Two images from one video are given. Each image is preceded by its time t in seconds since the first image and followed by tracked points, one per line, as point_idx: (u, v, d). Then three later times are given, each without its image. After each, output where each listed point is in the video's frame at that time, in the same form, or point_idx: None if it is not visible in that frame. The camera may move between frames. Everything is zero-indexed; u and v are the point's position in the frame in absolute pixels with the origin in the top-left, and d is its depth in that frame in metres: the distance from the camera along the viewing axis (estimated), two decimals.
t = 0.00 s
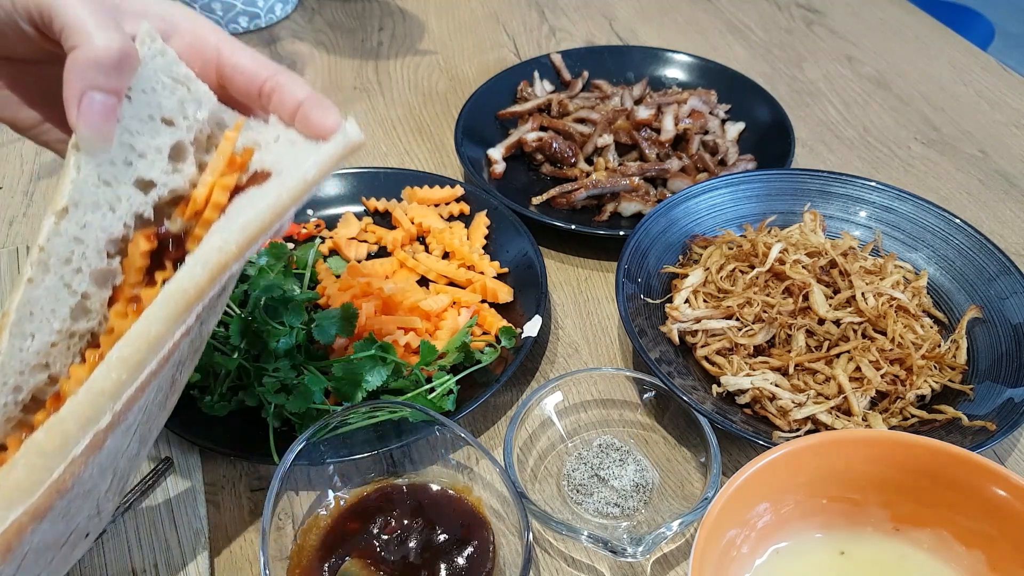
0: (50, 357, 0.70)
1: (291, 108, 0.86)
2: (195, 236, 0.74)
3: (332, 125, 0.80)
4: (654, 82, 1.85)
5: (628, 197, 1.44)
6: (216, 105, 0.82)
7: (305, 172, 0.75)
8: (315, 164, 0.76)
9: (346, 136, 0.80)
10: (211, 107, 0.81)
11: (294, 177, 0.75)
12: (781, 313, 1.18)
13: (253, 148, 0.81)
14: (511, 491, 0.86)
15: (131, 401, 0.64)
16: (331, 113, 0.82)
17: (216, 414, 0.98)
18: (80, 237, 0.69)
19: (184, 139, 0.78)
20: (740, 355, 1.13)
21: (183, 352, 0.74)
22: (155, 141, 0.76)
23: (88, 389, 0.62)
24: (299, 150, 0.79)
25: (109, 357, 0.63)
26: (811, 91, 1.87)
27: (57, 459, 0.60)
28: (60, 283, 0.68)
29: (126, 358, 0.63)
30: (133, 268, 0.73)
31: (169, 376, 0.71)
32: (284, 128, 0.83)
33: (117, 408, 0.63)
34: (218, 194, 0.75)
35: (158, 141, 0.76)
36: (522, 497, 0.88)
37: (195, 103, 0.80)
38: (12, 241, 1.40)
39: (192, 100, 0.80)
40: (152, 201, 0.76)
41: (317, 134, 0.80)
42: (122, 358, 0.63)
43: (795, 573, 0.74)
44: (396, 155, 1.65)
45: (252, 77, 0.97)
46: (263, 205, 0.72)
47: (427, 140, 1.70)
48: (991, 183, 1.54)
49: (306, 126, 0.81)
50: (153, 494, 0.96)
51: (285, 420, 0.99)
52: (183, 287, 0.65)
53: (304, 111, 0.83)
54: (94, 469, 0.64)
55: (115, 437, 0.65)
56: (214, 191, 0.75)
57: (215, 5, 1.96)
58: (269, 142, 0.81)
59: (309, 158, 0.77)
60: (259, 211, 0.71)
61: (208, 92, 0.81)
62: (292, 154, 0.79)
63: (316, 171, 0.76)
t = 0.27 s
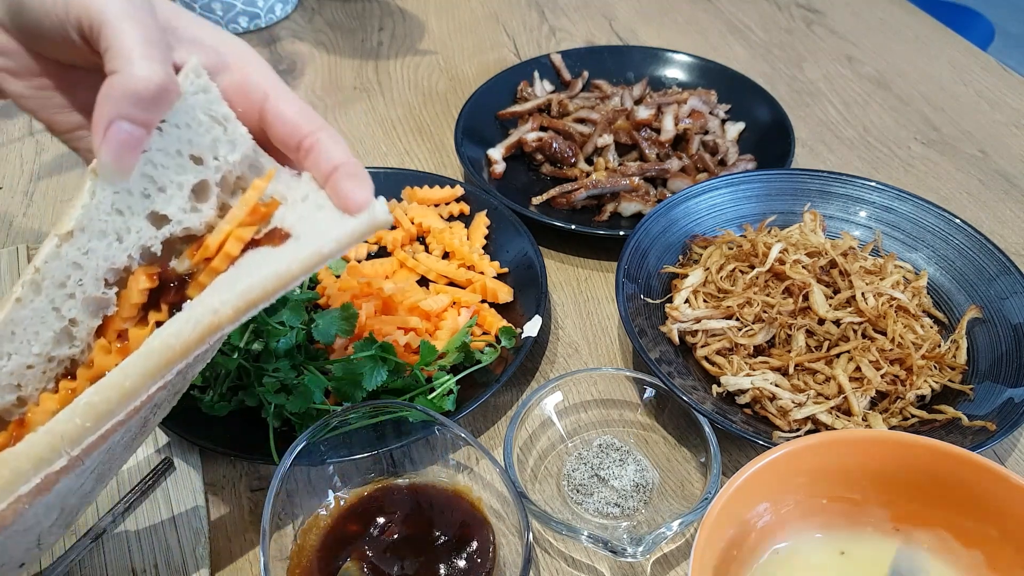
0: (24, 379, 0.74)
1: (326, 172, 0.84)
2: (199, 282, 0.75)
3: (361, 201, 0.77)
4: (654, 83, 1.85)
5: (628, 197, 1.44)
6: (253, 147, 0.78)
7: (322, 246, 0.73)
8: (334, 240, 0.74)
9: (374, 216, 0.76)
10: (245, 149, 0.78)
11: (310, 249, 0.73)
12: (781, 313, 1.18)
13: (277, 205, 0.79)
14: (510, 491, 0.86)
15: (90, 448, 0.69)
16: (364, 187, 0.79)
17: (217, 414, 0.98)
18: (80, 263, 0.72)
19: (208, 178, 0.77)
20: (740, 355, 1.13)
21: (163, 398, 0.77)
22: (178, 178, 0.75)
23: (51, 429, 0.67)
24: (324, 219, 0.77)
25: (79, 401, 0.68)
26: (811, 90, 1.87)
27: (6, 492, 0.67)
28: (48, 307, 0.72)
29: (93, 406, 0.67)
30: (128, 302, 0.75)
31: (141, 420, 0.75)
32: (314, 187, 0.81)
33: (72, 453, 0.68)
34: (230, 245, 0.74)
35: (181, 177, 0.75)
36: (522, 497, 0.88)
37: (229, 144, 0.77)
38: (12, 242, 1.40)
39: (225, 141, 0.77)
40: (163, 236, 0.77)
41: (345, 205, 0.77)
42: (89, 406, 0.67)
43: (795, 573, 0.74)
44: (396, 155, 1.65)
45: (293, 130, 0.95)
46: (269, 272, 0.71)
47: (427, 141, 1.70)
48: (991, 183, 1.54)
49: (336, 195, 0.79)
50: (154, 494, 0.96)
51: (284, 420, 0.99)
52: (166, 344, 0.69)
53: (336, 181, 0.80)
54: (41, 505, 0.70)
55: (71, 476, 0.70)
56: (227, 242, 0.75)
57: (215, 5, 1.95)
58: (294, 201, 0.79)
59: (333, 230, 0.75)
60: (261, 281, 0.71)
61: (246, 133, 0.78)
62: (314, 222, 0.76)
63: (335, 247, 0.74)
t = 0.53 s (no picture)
0: (45, 383, 0.74)
1: (394, 232, 0.84)
2: (243, 316, 0.75)
3: (428, 272, 0.77)
4: (654, 83, 1.85)
5: (628, 197, 1.44)
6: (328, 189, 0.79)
7: (378, 311, 0.74)
8: (395, 305, 0.75)
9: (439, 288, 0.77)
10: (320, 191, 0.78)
11: (366, 313, 0.74)
12: (781, 313, 1.18)
13: (340, 253, 0.79)
14: (510, 490, 0.85)
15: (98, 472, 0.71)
16: (432, 256, 0.79)
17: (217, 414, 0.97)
18: (130, 278, 0.72)
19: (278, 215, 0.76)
20: (740, 355, 1.13)
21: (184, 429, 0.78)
22: (247, 210, 0.74)
23: (66, 449, 0.69)
24: (387, 281, 0.77)
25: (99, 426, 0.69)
26: (811, 91, 1.87)
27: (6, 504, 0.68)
28: (86, 317, 0.72)
29: (112, 434, 0.69)
30: (168, 324, 0.74)
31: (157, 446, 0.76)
32: (378, 243, 0.82)
33: (80, 475, 0.69)
34: (287, 289, 0.75)
35: (254, 210, 0.75)
36: (522, 497, 0.88)
37: (306, 185, 0.77)
38: (12, 242, 1.40)
39: (303, 181, 0.76)
40: (217, 264, 0.76)
41: (412, 272, 0.77)
42: (109, 433, 0.69)
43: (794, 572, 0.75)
44: (396, 155, 1.65)
45: (370, 181, 0.90)
46: (319, 330, 0.72)
47: (427, 141, 1.70)
48: (991, 183, 1.54)
49: (405, 264, 0.79)
50: (153, 494, 0.96)
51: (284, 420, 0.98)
52: (202, 386, 0.70)
53: (405, 248, 0.80)
54: (33, 521, 0.72)
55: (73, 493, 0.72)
56: (284, 284, 0.76)
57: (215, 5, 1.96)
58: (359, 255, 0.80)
59: (392, 296, 0.76)
60: (310, 336, 0.72)
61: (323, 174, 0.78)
62: (375, 283, 0.77)
63: (390, 315, 0.75)
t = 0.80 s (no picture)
0: (67, 387, 0.74)
1: (441, 259, 0.84)
2: (278, 333, 0.75)
3: (474, 307, 0.76)
4: (654, 83, 1.85)
5: (628, 197, 1.44)
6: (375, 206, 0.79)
7: (420, 343, 0.74)
8: (434, 339, 0.74)
9: (485, 324, 0.76)
10: (368, 208, 0.78)
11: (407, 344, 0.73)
12: (781, 313, 1.18)
13: (382, 274, 0.80)
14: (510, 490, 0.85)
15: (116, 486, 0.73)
16: (480, 290, 0.78)
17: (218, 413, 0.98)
18: (163, 284, 0.72)
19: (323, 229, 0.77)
20: (740, 355, 1.13)
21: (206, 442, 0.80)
22: (292, 221, 0.74)
23: (87, 462, 0.71)
24: (432, 313, 0.77)
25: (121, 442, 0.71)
26: (811, 90, 1.87)
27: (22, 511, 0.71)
28: (115, 322, 0.72)
29: (132, 452, 0.71)
30: (199, 335, 0.74)
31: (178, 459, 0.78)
32: (424, 269, 0.82)
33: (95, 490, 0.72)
34: (326, 310, 0.76)
35: (299, 223, 0.75)
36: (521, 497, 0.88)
37: (354, 199, 0.77)
38: (11, 242, 1.41)
39: (351, 196, 0.77)
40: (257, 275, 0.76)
41: (459, 305, 0.77)
42: (128, 451, 0.71)
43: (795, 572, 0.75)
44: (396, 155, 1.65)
45: (420, 200, 0.91)
46: (357, 357, 0.72)
47: (427, 141, 1.70)
48: (990, 183, 1.54)
49: (452, 296, 0.78)
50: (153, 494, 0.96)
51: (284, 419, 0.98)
52: (230, 409, 0.71)
53: (453, 278, 0.80)
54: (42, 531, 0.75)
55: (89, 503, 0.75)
56: (324, 304, 0.76)
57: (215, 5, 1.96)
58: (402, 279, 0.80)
59: (436, 327, 0.75)
60: (349, 363, 0.72)
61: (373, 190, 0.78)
62: (419, 310, 0.77)
63: (433, 347, 0.74)
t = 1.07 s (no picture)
0: (118, 384, 0.70)
1: (502, 244, 0.83)
2: (337, 325, 0.74)
3: (542, 290, 0.75)
4: (654, 82, 1.84)
5: (629, 197, 1.44)
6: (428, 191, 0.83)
7: (488, 329, 0.72)
8: (503, 323, 0.72)
9: (552, 309, 0.74)
10: (422, 194, 0.82)
11: (475, 331, 0.71)
12: (781, 313, 1.18)
13: (438, 262, 0.81)
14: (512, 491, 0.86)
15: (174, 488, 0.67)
16: (544, 275, 0.77)
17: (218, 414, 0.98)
18: (220, 272, 0.70)
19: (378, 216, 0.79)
20: (741, 355, 1.13)
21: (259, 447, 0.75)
22: (349, 207, 0.76)
23: (142, 461, 0.65)
24: (497, 299, 0.76)
25: (185, 436, 0.65)
26: (811, 90, 1.86)
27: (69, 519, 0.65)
28: (172, 312, 0.69)
29: (197, 447, 0.65)
30: (256, 328, 0.73)
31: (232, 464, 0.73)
32: (483, 257, 0.83)
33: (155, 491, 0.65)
34: (385, 297, 0.75)
35: (356, 209, 0.77)
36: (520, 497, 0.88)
37: (408, 185, 0.81)
38: (10, 242, 1.41)
39: (407, 181, 0.80)
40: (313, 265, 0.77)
41: (526, 292, 0.75)
42: (195, 446, 0.65)
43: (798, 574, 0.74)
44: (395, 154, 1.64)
45: (475, 189, 0.92)
46: (426, 345, 0.70)
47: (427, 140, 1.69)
48: (991, 183, 1.54)
49: (515, 279, 0.77)
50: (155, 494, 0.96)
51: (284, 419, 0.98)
52: (300, 401, 0.66)
53: (517, 261, 0.79)
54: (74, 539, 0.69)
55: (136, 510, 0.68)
56: (383, 292, 0.76)
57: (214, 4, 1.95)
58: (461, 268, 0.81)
59: (504, 313, 0.73)
60: (418, 349, 0.69)
61: (426, 176, 0.82)
62: (483, 297, 0.76)
63: (500, 332, 0.72)
